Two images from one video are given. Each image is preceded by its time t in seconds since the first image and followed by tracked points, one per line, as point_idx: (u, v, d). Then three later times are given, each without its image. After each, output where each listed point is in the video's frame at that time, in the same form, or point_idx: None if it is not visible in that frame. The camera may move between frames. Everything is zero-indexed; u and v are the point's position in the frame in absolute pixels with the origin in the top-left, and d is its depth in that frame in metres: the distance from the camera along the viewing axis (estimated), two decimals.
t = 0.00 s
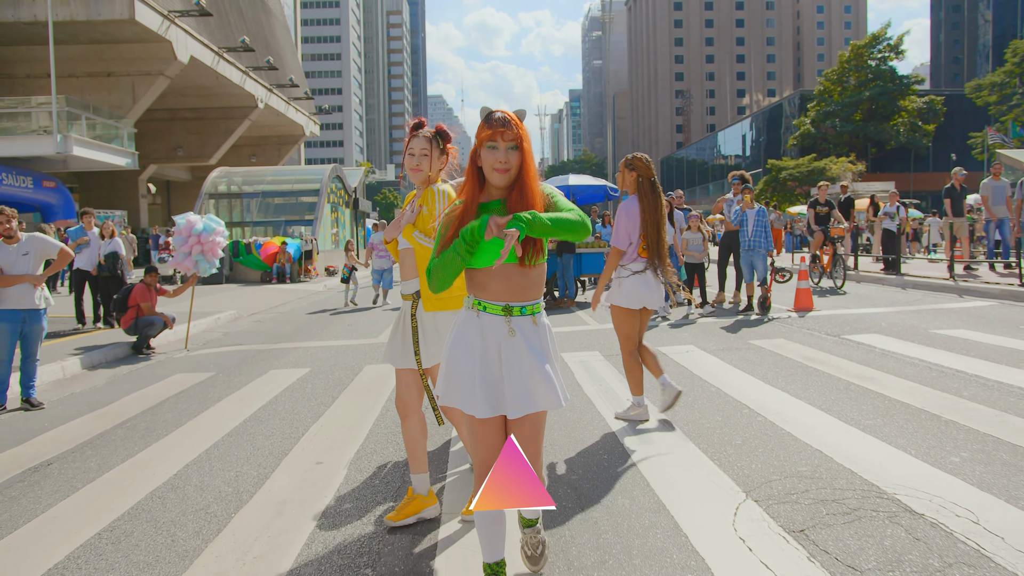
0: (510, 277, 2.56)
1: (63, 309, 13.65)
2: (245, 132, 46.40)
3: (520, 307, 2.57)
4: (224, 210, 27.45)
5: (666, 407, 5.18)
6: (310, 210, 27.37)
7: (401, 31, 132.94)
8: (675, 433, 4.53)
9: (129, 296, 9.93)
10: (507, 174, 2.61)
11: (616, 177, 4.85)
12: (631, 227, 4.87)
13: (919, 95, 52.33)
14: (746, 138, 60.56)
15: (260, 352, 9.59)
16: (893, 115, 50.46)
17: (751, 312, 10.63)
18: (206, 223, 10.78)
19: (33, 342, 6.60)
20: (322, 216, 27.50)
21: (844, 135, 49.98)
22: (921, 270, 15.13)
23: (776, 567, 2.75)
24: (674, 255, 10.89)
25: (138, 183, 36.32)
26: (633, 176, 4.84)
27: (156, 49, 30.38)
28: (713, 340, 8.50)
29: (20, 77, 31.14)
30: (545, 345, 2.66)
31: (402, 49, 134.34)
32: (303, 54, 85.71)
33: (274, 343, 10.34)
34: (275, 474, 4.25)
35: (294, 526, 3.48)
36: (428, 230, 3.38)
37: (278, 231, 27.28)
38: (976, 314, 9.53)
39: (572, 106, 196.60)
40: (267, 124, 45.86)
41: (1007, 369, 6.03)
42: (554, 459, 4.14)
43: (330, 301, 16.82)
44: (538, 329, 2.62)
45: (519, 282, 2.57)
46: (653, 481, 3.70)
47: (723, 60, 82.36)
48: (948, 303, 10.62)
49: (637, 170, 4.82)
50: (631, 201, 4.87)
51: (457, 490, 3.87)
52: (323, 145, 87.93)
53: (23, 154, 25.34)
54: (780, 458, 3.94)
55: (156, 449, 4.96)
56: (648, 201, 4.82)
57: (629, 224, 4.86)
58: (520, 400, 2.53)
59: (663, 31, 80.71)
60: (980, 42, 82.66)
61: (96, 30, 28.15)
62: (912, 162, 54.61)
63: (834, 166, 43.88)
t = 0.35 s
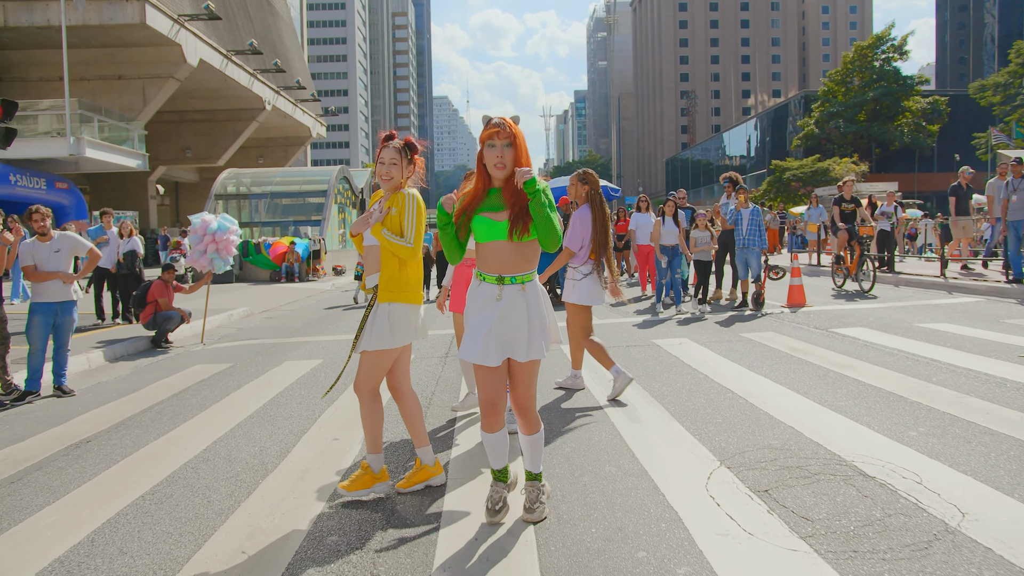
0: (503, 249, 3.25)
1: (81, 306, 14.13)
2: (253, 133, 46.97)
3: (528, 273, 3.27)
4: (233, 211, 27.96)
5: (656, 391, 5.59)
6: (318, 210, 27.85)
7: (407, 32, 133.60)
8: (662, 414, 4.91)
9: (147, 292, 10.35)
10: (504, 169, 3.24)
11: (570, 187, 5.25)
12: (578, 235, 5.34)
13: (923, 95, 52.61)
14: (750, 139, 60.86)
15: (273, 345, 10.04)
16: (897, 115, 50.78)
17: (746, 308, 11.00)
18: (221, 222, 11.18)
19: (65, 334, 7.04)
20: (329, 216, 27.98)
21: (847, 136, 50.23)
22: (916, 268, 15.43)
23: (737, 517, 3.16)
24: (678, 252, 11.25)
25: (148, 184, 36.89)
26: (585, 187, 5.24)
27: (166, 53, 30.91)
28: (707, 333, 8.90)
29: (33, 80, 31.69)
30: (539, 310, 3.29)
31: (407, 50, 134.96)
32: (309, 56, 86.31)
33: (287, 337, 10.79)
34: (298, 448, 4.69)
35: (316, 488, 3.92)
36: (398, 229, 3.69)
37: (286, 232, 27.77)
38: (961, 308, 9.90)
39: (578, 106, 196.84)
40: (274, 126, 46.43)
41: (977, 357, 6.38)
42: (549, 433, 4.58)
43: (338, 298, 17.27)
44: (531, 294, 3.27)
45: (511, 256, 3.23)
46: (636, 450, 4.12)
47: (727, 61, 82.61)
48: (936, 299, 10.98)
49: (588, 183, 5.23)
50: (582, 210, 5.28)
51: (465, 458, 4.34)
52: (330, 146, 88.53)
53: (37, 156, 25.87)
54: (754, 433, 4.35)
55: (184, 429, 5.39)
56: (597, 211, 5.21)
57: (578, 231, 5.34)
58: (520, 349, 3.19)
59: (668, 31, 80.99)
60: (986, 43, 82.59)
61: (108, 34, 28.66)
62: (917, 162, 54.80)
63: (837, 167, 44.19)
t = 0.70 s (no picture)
0: (496, 258, 3.72)
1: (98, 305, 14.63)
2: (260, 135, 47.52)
3: (510, 278, 3.67)
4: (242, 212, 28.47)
5: (648, 381, 6.03)
6: (324, 211, 28.32)
7: (412, 33, 134.21)
8: (650, 401, 5.35)
9: (165, 291, 10.80)
10: (503, 193, 3.69)
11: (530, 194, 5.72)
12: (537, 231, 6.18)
13: (926, 97, 52.86)
14: (754, 141, 61.14)
15: (287, 341, 10.51)
16: (900, 117, 50.99)
17: (740, 306, 11.41)
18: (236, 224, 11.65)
19: (95, 329, 7.52)
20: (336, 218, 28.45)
21: (851, 137, 50.43)
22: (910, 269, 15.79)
23: (710, 485, 3.59)
24: (684, 252, 11.72)
25: (157, 186, 37.40)
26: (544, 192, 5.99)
27: (175, 57, 31.44)
28: (701, 331, 9.31)
29: (45, 84, 32.26)
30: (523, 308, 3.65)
31: (412, 51, 135.47)
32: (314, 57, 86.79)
33: (298, 334, 11.25)
34: (318, 432, 5.15)
35: (338, 465, 4.38)
36: (377, 230, 4.17)
37: (293, 232, 28.24)
38: (947, 307, 10.28)
39: (583, 107, 196.92)
40: (281, 128, 46.95)
41: (951, 350, 6.80)
42: (547, 418, 5.03)
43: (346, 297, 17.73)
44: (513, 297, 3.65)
45: (502, 263, 3.71)
46: (624, 432, 4.56)
47: (731, 62, 82.79)
48: (925, 299, 11.34)
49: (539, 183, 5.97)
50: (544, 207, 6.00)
51: (468, 441, 4.77)
52: (335, 148, 89.08)
53: (50, 159, 26.41)
54: (734, 417, 4.78)
55: (212, 415, 5.87)
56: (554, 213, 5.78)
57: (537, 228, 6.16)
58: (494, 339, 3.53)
59: (672, 33, 81.30)
60: (993, 44, 82.43)
61: (120, 38, 29.19)
62: (920, 164, 54.95)
63: (840, 168, 44.38)
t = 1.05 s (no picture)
0: (490, 253, 4.11)
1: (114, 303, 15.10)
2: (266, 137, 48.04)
3: (499, 274, 4.05)
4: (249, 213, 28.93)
5: (640, 373, 6.44)
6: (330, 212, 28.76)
7: (416, 34, 134.82)
8: (641, 389, 5.76)
9: (180, 290, 11.25)
10: (500, 193, 4.06)
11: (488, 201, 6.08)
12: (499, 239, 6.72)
13: (928, 98, 53.06)
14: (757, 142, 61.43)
15: (299, 338, 10.95)
16: (902, 118, 51.17)
17: (736, 305, 11.80)
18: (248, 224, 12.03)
19: (119, 324, 7.97)
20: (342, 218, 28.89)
21: (853, 138, 50.62)
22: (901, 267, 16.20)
23: (691, 459, 4.02)
24: (688, 252, 11.99)
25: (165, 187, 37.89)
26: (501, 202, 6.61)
27: (184, 60, 31.91)
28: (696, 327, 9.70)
29: (56, 87, 32.79)
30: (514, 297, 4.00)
31: (416, 52, 136.01)
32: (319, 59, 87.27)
33: (309, 331, 11.69)
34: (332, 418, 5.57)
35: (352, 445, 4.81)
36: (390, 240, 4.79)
37: (299, 234, 28.69)
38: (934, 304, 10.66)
39: (587, 108, 196.97)
40: (288, 130, 47.44)
41: (927, 344, 7.21)
42: (544, 404, 5.45)
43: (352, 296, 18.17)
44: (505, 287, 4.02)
45: (501, 259, 4.07)
46: (616, 416, 4.98)
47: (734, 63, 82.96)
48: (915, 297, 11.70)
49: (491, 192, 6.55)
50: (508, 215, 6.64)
51: (471, 425, 5.20)
52: (339, 148, 89.63)
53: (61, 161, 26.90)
54: (717, 403, 5.20)
55: (235, 404, 6.32)
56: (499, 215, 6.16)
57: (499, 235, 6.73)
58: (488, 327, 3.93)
59: (675, 34, 81.56)
60: (996, 43, 82.33)
61: (129, 42, 29.63)
62: (923, 165, 55.16)
63: (841, 170, 44.44)
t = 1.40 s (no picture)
0: (503, 253, 4.52)
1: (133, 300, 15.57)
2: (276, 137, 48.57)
3: (509, 272, 4.46)
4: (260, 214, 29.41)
5: (640, 363, 6.84)
6: (340, 212, 29.22)
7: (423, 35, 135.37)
8: (640, 378, 6.16)
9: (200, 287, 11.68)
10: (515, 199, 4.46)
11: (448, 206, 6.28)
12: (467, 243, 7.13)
13: (934, 97, 53.14)
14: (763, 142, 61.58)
15: (315, 333, 11.40)
16: (909, 117, 51.29)
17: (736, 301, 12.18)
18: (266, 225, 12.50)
19: (147, 319, 8.42)
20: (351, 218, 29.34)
21: (859, 138, 50.81)
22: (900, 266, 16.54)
23: (683, 437, 4.43)
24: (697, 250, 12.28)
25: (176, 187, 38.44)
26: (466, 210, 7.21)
27: (195, 62, 32.39)
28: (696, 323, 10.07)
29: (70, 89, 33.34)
30: (523, 291, 4.39)
31: (423, 52, 136.51)
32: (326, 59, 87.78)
33: (324, 327, 12.14)
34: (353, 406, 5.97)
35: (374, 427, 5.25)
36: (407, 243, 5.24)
37: (308, 234, 29.14)
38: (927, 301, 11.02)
39: (594, 107, 197.04)
40: (297, 131, 47.97)
41: (915, 338, 7.58)
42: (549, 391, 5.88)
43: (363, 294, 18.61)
44: (514, 283, 4.41)
45: (516, 259, 4.49)
46: (615, 402, 5.39)
47: (741, 62, 83.09)
48: (910, 294, 12.05)
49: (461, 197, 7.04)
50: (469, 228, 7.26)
51: (482, 411, 5.61)
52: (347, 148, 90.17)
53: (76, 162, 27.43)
54: (710, 389, 5.61)
55: (260, 392, 6.76)
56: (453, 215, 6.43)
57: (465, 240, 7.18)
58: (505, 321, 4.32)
59: (682, 34, 81.71)
60: (1004, 42, 82.17)
61: (142, 45, 30.11)
62: (929, 165, 55.25)
63: (847, 169, 44.69)
